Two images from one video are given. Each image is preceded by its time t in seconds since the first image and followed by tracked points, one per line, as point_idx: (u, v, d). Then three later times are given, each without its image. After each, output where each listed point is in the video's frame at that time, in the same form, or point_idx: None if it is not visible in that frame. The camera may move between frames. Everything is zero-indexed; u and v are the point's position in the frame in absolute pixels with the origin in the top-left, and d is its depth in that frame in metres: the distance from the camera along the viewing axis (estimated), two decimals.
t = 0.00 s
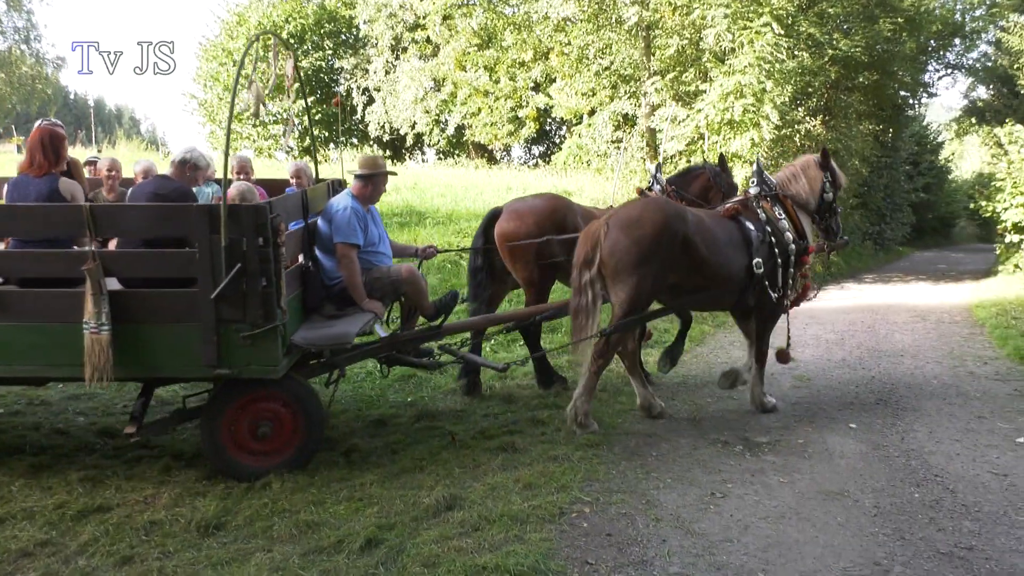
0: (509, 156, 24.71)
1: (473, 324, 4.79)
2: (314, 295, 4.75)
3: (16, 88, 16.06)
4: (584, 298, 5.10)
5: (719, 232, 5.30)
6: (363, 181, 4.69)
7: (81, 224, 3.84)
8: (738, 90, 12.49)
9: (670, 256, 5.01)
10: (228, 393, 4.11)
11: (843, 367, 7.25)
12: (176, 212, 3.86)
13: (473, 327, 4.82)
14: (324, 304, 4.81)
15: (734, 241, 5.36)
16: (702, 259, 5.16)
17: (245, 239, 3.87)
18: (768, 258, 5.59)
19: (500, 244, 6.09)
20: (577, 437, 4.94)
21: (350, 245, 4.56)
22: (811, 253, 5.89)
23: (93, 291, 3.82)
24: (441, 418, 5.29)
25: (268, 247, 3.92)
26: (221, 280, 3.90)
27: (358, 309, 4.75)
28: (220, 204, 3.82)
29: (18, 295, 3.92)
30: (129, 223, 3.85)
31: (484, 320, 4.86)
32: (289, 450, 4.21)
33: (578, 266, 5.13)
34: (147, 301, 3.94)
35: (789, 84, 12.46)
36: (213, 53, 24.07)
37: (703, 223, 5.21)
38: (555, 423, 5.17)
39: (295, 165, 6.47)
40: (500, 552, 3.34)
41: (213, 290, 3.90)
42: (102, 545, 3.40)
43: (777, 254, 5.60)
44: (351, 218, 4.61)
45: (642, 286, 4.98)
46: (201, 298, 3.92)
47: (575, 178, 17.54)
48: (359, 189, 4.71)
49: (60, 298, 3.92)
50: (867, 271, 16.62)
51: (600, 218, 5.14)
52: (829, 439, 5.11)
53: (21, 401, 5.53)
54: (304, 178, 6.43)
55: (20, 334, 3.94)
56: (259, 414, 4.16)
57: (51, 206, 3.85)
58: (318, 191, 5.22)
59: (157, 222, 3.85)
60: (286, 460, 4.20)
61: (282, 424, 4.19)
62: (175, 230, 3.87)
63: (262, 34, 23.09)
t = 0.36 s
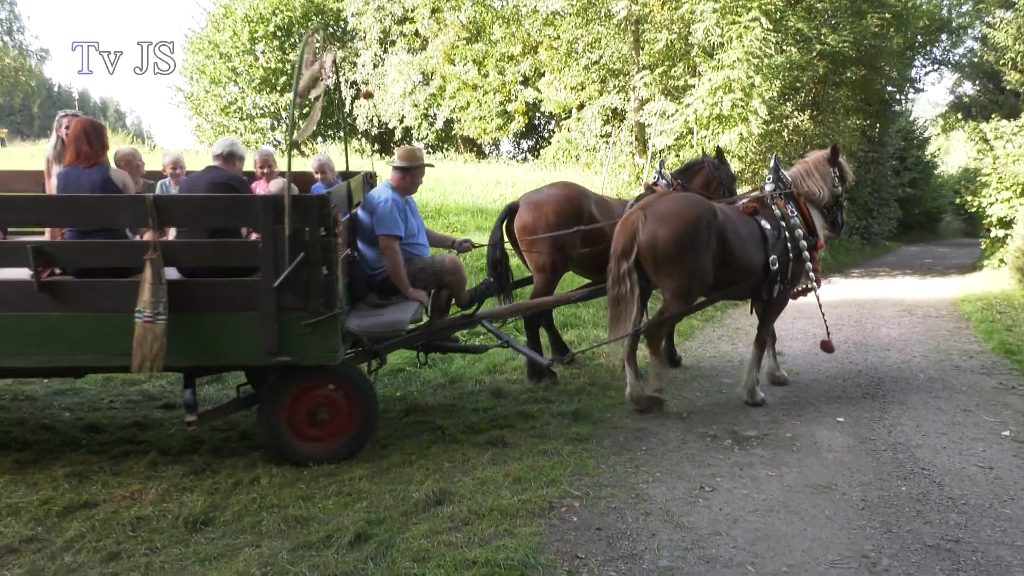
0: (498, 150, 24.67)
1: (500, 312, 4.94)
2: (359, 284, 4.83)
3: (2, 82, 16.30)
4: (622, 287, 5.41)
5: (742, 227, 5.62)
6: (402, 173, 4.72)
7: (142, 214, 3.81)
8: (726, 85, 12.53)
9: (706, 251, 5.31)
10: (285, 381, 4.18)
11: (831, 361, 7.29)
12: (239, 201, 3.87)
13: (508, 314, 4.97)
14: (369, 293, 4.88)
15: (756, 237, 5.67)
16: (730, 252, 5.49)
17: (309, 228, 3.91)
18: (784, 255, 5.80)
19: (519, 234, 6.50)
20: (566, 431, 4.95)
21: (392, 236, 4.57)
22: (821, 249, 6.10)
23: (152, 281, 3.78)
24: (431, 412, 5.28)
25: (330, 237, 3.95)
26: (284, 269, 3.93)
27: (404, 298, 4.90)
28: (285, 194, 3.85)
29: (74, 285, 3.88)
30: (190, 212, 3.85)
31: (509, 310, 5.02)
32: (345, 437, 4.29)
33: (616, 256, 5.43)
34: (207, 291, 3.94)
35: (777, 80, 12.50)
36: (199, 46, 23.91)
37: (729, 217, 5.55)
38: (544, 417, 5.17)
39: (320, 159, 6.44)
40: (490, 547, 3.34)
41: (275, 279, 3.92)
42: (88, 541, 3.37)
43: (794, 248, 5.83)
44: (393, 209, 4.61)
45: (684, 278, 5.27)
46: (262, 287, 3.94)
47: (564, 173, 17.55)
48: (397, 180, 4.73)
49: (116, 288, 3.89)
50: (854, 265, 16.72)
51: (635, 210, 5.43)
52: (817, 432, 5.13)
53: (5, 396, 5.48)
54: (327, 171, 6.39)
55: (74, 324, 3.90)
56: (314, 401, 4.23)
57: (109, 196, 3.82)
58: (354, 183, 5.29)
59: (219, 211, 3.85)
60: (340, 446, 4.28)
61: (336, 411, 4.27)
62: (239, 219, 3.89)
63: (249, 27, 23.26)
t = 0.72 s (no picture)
0: (488, 146, 24.60)
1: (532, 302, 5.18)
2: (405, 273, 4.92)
3: None
4: (660, 283, 5.47)
5: (764, 225, 6.03)
6: (444, 164, 4.88)
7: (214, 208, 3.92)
8: (716, 81, 12.55)
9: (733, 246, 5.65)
10: (345, 368, 4.35)
11: (819, 357, 7.32)
12: (308, 194, 4.03)
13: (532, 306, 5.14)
14: (414, 283, 5.02)
15: (771, 231, 6.10)
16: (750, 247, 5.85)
17: (375, 221, 4.12)
18: (799, 248, 6.34)
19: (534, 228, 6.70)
20: (556, 426, 4.94)
21: (438, 226, 4.71)
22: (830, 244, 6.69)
23: (229, 272, 3.93)
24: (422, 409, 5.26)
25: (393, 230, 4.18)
26: (351, 260, 4.13)
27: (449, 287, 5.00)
28: (354, 188, 4.04)
29: (143, 277, 3.96)
30: (261, 205, 3.98)
31: (539, 300, 5.28)
32: (399, 421, 4.54)
33: (652, 253, 5.51)
34: (277, 281, 4.09)
35: (767, 76, 12.56)
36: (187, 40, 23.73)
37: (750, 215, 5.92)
38: (534, 413, 5.17)
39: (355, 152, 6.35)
40: (480, 543, 3.33)
41: (342, 269, 4.12)
42: (75, 538, 3.34)
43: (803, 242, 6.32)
44: (438, 201, 4.76)
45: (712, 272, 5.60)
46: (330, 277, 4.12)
47: (553, 169, 17.53)
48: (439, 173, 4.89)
49: (186, 279, 4.00)
50: (841, 262, 16.79)
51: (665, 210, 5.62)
52: (805, 428, 5.15)
53: None
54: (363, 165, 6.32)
55: (143, 316, 3.98)
56: (372, 388, 4.45)
57: (182, 190, 3.91)
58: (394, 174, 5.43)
59: (290, 205, 4.00)
60: (394, 430, 4.52)
61: (391, 396, 4.51)
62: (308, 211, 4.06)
63: (237, 21, 23.14)
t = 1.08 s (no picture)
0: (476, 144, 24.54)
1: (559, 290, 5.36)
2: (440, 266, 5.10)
3: None
4: (683, 277, 5.93)
5: (778, 219, 6.48)
6: (477, 159, 5.04)
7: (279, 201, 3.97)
8: (703, 80, 12.60)
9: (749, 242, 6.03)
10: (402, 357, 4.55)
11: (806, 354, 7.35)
12: (368, 185, 4.12)
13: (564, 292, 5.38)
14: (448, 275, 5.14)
15: (788, 224, 6.54)
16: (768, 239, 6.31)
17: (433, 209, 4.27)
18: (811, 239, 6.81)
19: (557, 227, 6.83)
20: (545, 425, 4.94)
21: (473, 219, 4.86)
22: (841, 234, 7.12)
23: (296, 262, 3.99)
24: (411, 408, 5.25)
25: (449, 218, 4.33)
26: (410, 248, 4.28)
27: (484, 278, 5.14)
28: (414, 179, 4.17)
29: (209, 271, 3.97)
30: (324, 197, 4.05)
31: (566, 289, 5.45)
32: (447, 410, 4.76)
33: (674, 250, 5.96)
34: (341, 270, 4.18)
35: (754, 75, 12.63)
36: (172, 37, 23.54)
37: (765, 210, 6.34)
38: (523, 412, 5.17)
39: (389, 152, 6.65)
40: (468, 542, 3.33)
41: (402, 257, 4.26)
42: (59, 541, 3.31)
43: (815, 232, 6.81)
44: (473, 194, 4.91)
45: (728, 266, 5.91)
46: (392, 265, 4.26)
47: (542, 167, 17.54)
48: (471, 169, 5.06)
49: (249, 271, 4.03)
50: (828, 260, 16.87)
51: (686, 208, 6.01)
52: (792, 425, 5.18)
53: None
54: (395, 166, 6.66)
55: (207, 308, 3.99)
56: (424, 376, 4.67)
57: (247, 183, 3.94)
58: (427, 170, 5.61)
59: (353, 196, 4.09)
60: (442, 418, 4.74)
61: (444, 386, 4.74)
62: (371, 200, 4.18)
63: (224, 18, 23.04)
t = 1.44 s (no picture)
0: (463, 144, 24.45)
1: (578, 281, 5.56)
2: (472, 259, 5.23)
3: None
4: (692, 272, 6.36)
5: (781, 217, 6.87)
6: (505, 155, 5.49)
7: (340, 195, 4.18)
8: (689, 78, 12.63)
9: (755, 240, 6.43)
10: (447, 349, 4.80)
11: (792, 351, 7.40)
12: (423, 178, 4.37)
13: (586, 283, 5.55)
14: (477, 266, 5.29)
15: (789, 221, 6.95)
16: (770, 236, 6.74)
17: (485, 202, 4.53)
18: (812, 236, 7.18)
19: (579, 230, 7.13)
20: (532, 423, 4.94)
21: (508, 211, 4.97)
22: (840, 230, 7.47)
23: (352, 254, 4.20)
24: (398, 408, 5.24)
25: (497, 211, 4.59)
26: (461, 239, 4.53)
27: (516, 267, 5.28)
28: (466, 173, 4.43)
29: (270, 264, 4.15)
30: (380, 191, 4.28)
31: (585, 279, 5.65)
32: (493, 391, 5.05)
33: (686, 245, 6.39)
34: (396, 260, 4.42)
35: (739, 73, 12.66)
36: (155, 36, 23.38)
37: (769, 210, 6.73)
38: (510, 411, 5.16)
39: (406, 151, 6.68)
40: (455, 542, 3.32)
41: (455, 247, 4.51)
42: (43, 544, 3.28)
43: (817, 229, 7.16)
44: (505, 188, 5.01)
45: (739, 258, 6.35)
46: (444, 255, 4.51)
47: (529, 167, 17.49)
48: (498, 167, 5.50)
49: (307, 264, 4.23)
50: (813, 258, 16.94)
51: (698, 205, 6.45)
52: (778, 422, 5.21)
53: None
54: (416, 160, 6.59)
55: (266, 300, 4.17)
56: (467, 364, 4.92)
57: (308, 178, 4.14)
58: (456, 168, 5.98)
59: (409, 189, 4.32)
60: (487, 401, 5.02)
61: (488, 369, 5.01)
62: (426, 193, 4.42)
63: (208, 17, 22.88)
